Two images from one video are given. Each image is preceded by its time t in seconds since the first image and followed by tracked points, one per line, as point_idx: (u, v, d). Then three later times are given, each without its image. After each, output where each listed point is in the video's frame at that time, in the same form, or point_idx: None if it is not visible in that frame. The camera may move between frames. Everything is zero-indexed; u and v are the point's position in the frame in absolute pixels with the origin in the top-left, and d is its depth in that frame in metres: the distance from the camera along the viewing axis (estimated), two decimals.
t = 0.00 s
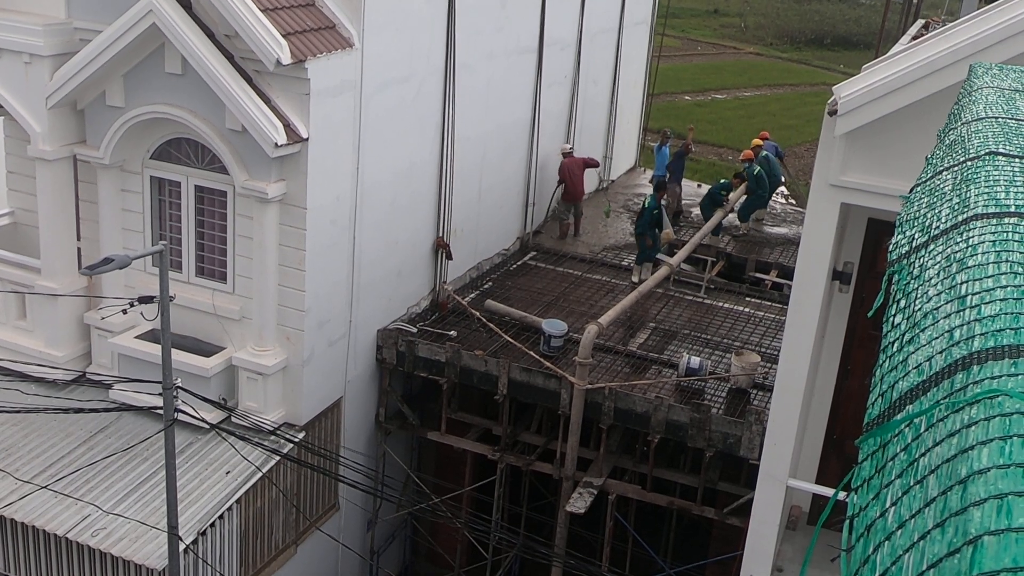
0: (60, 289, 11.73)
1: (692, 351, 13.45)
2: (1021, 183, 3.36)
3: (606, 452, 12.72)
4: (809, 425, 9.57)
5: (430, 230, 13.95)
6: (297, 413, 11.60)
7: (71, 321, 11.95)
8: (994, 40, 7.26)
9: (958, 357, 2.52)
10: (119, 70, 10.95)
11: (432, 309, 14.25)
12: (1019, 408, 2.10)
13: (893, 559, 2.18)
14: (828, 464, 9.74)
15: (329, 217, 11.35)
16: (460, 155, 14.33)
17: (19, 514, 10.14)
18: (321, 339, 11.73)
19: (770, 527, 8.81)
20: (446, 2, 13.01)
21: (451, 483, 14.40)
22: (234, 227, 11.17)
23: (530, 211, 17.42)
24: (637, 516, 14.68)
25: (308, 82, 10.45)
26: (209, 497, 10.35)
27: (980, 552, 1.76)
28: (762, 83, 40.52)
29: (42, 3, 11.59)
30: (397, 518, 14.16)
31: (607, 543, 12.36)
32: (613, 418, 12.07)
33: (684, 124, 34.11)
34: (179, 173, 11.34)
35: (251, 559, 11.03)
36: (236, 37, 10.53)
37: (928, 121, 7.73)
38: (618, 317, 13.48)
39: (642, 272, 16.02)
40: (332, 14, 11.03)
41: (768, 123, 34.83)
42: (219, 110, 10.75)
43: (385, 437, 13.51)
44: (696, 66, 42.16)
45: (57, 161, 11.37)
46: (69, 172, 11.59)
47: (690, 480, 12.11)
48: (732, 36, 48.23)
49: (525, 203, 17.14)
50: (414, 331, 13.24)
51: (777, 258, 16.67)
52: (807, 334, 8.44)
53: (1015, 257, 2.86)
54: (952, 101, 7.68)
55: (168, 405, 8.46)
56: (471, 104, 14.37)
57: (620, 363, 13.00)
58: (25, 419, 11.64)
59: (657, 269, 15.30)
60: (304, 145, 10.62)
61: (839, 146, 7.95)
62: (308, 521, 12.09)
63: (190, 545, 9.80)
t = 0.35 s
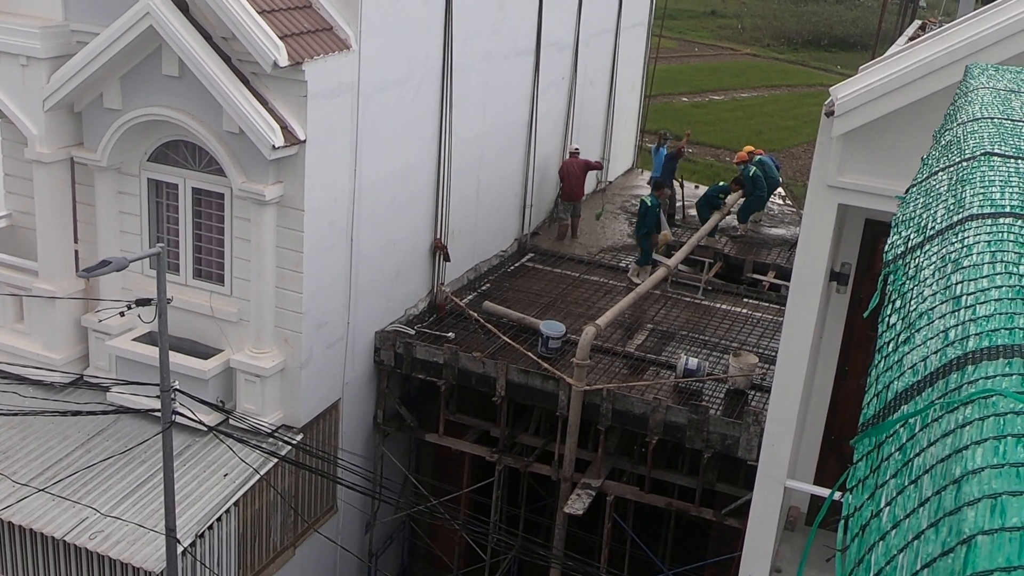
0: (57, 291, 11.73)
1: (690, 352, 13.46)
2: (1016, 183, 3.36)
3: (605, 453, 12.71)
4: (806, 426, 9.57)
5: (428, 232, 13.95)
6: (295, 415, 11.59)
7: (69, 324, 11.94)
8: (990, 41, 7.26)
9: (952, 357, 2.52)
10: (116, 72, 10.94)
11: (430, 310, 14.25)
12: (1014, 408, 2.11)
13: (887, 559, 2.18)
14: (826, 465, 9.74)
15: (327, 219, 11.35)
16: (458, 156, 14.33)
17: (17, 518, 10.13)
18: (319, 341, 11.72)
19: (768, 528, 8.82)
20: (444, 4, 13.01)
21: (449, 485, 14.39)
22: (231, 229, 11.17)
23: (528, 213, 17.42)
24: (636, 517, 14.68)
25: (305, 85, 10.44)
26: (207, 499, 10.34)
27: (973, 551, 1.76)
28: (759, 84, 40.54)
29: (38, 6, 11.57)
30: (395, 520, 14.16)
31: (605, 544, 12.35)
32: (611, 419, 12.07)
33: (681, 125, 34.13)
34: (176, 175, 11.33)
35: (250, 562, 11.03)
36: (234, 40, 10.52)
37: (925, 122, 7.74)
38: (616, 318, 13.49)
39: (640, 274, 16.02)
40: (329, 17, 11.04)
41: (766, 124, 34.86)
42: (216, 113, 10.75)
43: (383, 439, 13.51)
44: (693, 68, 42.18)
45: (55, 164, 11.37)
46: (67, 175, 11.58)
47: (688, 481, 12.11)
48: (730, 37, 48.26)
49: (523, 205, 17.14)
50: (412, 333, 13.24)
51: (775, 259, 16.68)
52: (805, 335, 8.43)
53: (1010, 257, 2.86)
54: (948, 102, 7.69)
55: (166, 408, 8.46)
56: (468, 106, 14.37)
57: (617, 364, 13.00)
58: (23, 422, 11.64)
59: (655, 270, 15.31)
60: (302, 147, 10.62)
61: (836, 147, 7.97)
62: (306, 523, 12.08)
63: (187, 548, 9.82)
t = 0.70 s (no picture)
0: (55, 292, 11.72)
1: (689, 352, 13.46)
2: (1015, 182, 3.36)
3: (604, 454, 12.71)
4: (805, 426, 9.58)
5: (426, 232, 13.94)
6: (294, 416, 11.59)
7: (67, 324, 11.93)
8: (988, 41, 7.27)
9: (952, 356, 2.52)
10: (114, 73, 10.93)
11: (428, 311, 14.26)
12: (1014, 407, 2.11)
13: (888, 558, 2.18)
14: (825, 465, 9.75)
15: (325, 219, 11.34)
16: (456, 156, 14.32)
17: (15, 519, 10.12)
18: (317, 342, 11.71)
19: (767, 527, 8.82)
20: (442, 4, 13.00)
21: (448, 485, 14.40)
22: (230, 230, 11.16)
23: (526, 213, 17.42)
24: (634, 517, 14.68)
25: (304, 85, 10.44)
26: (206, 500, 10.34)
27: (974, 550, 1.76)
28: (757, 84, 40.54)
29: (36, 6, 11.56)
30: (393, 521, 14.15)
31: (604, 544, 12.35)
32: (610, 419, 12.07)
33: (679, 126, 34.13)
34: (174, 175, 11.33)
35: (248, 562, 11.03)
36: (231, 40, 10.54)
37: (924, 122, 7.75)
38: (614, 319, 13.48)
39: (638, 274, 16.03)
40: (327, 17, 11.05)
41: (764, 124, 34.86)
42: (214, 113, 10.74)
43: (381, 439, 13.50)
44: (691, 68, 42.18)
45: (53, 165, 11.36)
46: (64, 175, 11.58)
47: (687, 481, 12.11)
48: (728, 38, 48.25)
49: (521, 205, 17.14)
50: (411, 334, 13.24)
51: (773, 259, 16.69)
52: (803, 335, 8.43)
53: (1009, 256, 2.86)
54: (946, 102, 7.70)
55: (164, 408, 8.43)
56: (467, 106, 14.36)
57: (615, 364, 13.00)
58: (22, 423, 11.63)
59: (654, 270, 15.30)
60: (300, 147, 10.62)
61: (834, 147, 7.98)
62: (305, 523, 12.08)
63: (186, 548, 9.81)
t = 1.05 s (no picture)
0: (54, 292, 11.72)
1: (688, 352, 13.46)
2: (1015, 183, 3.36)
3: (603, 454, 12.71)
4: (804, 426, 9.58)
5: (425, 232, 13.94)
6: (293, 416, 11.61)
7: (66, 324, 11.93)
8: (987, 41, 7.28)
9: (951, 357, 2.52)
10: (113, 73, 10.93)
11: (427, 311, 14.26)
12: (1013, 408, 2.11)
13: (887, 559, 2.18)
14: (824, 465, 9.77)
15: (324, 219, 11.33)
16: (455, 156, 14.32)
17: (14, 519, 10.12)
18: (316, 342, 11.71)
19: (766, 528, 8.82)
20: (441, 4, 13.00)
21: (447, 485, 14.42)
22: (229, 230, 11.15)
23: (526, 213, 17.42)
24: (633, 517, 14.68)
25: (303, 85, 10.43)
26: (205, 500, 10.34)
27: (973, 551, 1.76)
28: (756, 85, 40.54)
29: (35, 6, 11.56)
30: (392, 521, 14.15)
31: (603, 544, 12.35)
32: (609, 419, 12.07)
33: (678, 126, 34.14)
34: (173, 176, 11.32)
35: (247, 562, 11.02)
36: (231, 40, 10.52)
37: (924, 122, 7.75)
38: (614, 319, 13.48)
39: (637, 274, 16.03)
40: (327, 17, 11.05)
41: (763, 125, 34.86)
42: (213, 113, 10.74)
43: (380, 439, 13.50)
44: (690, 69, 42.19)
45: (52, 165, 11.36)
46: (63, 176, 11.57)
47: (686, 481, 12.12)
48: (727, 38, 48.24)
49: (520, 206, 17.15)
50: (410, 334, 13.24)
51: (772, 259, 16.69)
52: (802, 335, 8.44)
53: (1009, 257, 2.86)
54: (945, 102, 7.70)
55: (163, 408, 8.42)
56: (466, 106, 14.36)
57: (615, 364, 13.00)
58: (21, 423, 11.62)
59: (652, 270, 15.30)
60: (299, 147, 10.61)
61: (834, 147, 7.97)
62: (304, 523, 12.08)
63: (185, 548, 9.80)
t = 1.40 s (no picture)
0: (52, 294, 11.71)
1: (686, 354, 13.47)
2: (1011, 186, 3.37)
3: (600, 456, 12.71)
4: (802, 429, 9.58)
5: (424, 234, 13.94)
6: (291, 419, 11.61)
7: (63, 326, 11.92)
8: (984, 43, 7.31)
9: (946, 360, 2.52)
10: (111, 75, 10.93)
11: (425, 313, 14.26)
12: (1008, 412, 2.11)
13: (882, 562, 2.18)
14: (821, 467, 9.78)
15: (322, 221, 11.33)
16: (453, 158, 14.32)
17: (11, 521, 10.11)
18: (314, 344, 11.71)
19: (764, 530, 8.82)
20: (439, 6, 13.01)
21: (445, 487, 14.43)
22: (226, 232, 11.15)
23: (524, 215, 17.43)
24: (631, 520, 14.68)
25: (301, 87, 10.44)
26: (202, 502, 10.33)
27: (968, 554, 1.77)
28: (754, 87, 40.56)
29: (33, 8, 11.55)
30: (390, 523, 14.14)
31: (601, 546, 12.33)
32: (607, 421, 12.07)
33: (676, 128, 34.16)
34: (171, 177, 11.32)
35: (245, 565, 11.01)
36: (229, 42, 10.49)
37: (922, 124, 7.76)
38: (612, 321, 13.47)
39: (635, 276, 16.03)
40: (325, 19, 11.06)
41: (761, 127, 34.90)
42: (212, 115, 10.74)
43: (378, 441, 13.50)
44: (689, 71, 42.20)
45: (49, 166, 11.35)
46: (61, 177, 11.57)
47: (684, 484, 12.12)
48: (725, 40, 48.27)
49: (519, 208, 17.16)
50: (408, 335, 13.24)
51: (770, 262, 16.70)
52: (800, 337, 8.44)
53: (1004, 260, 2.86)
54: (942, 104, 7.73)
55: (161, 410, 8.41)
56: (464, 108, 14.37)
57: (612, 366, 12.99)
58: (18, 425, 11.61)
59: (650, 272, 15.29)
60: (297, 149, 10.61)
61: (831, 149, 7.97)
62: (302, 525, 12.07)
63: (182, 551, 9.80)
